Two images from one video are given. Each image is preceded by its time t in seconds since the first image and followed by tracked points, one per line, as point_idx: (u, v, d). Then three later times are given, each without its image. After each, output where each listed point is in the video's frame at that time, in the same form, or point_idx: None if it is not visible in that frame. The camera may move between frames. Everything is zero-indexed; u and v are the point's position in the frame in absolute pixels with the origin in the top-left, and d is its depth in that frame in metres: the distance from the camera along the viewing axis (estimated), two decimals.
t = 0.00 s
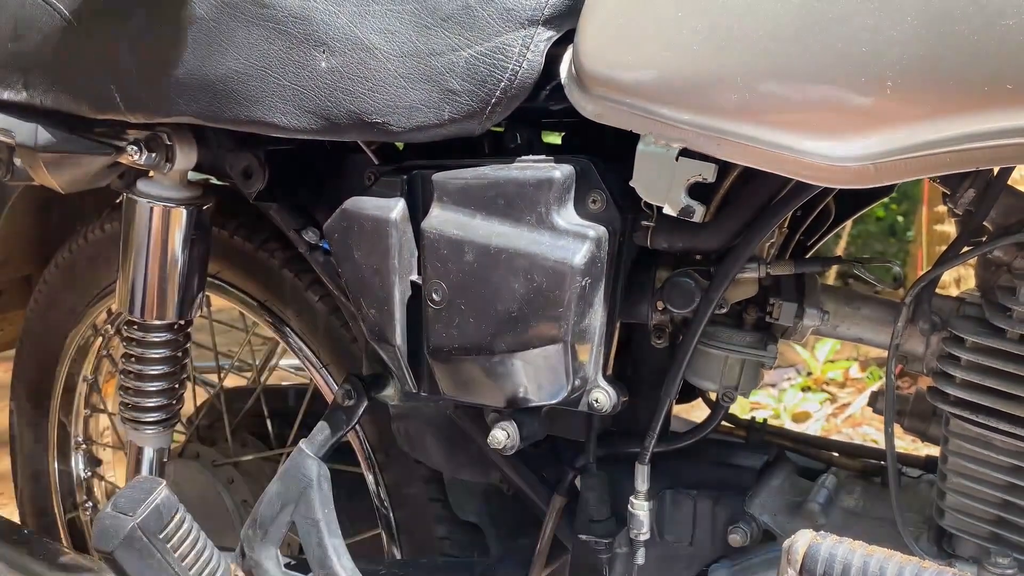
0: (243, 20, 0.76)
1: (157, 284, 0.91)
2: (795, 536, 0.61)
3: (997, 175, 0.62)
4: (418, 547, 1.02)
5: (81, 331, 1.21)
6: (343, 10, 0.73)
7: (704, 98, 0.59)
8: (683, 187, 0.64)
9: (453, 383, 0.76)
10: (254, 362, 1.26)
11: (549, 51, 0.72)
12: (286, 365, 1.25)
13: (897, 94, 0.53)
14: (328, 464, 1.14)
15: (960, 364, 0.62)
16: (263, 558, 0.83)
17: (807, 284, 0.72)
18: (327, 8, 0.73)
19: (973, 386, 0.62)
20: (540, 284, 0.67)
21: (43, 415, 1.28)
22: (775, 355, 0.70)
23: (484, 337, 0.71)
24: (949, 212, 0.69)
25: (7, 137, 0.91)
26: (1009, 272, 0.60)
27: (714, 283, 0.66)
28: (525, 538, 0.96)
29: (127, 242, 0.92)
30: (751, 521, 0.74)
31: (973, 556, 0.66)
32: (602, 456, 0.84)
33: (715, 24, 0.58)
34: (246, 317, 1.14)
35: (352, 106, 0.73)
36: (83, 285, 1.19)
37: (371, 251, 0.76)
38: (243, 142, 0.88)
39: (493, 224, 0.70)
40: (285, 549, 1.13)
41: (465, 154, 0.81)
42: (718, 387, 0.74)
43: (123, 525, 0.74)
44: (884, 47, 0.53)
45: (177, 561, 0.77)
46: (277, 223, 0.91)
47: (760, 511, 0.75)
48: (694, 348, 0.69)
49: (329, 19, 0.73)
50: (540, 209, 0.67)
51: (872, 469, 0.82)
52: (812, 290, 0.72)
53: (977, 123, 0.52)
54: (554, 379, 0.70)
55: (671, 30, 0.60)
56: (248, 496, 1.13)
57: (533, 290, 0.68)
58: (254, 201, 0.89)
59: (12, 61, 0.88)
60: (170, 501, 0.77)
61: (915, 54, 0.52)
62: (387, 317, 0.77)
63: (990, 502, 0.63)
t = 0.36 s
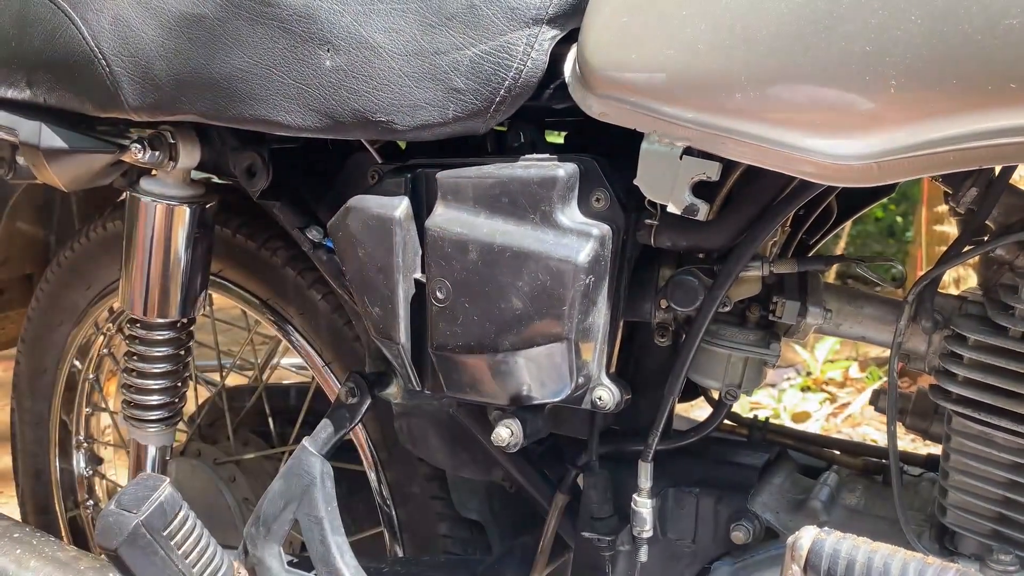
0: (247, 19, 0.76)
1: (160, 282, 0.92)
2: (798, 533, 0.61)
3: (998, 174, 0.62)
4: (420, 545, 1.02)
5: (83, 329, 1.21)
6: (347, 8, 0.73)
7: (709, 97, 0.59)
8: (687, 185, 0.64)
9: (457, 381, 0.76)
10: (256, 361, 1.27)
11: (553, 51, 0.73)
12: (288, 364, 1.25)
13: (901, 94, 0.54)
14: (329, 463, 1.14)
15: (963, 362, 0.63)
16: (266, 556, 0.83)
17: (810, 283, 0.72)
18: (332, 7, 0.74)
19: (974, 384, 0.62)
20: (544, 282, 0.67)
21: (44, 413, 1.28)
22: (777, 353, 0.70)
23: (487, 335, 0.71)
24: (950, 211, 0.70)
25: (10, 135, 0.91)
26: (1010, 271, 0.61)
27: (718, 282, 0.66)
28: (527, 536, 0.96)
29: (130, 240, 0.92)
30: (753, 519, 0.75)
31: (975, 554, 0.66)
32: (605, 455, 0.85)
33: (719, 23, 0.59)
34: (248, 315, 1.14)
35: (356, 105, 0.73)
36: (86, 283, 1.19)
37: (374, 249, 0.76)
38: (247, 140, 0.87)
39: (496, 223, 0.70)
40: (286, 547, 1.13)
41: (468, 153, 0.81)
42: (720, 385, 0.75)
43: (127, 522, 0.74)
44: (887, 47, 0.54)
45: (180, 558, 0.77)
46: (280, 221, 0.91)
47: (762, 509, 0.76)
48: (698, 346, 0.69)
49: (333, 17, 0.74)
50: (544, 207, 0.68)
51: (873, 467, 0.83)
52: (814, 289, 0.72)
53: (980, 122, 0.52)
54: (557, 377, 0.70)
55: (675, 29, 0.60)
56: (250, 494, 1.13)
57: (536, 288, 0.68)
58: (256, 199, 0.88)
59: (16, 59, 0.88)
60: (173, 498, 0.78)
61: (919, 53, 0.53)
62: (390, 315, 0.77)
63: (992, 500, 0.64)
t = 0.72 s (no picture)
0: (245, 17, 0.76)
1: (158, 281, 0.91)
2: (797, 532, 0.61)
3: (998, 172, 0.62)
4: (418, 544, 1.02)
5: (81, 328, 1.20)
6: (345, 6, 0.73)
7: (708, 95, 0.59)
8: (686, 183, 0.64)
9: (455, 380, 0.76)
10: (254, 360, 1.26)
11: (551, 48, 0.72)
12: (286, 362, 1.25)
13: (901, 91, 0.53)
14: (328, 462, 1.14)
15: (963, 361, 0.62)
16: (264, 555, 0.83)
17: (809, 281, 0.72)
18: (329, 4, 0.73)
19: (974, 383, 0.62)
20: (543, 281, 0.67)
21: (42, 412, 1.28)
22: (777, 352, 0.70)
23: (486, 334, 0.71)
24: (949, 208, 0.69)
25: (7, 133, 0.91)
26: (1011, 269, 0.60)
27: (717, 280, 0.66)
28: (525, 536, 0.96)
29: (128, 239, 0.92)
30: (752, 519, 0.74)
31: (975, 553, 0.66)
32: (604, 454, 0.84)
33: (718, 20, 0.58)
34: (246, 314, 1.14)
35: (354, 103, 0.73)
36: (84, 282, 1.19)
37: (373, 248, 0.76)
38: (245, 138, 0.87)
39: (495, 221, 0.70)
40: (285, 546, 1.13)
41: (466, 151, 0.80)
42: (719, 384, 0.75)
43: (124, 522, 0.74)
44: (887, 44, 0.53)
45: (178, 557, 0.77)
46: (277, 220, 0.91)
47: (761, 508, 0.75)
48: (697, 345, 0.69)
49: (331, 15, 0.73)
50: (543, 206, 0.67)
51: (873, 467, 0.83)
52: (813, 287, 0.72)
53: (980, 120, 0.52)
54: (556, 376, 0.70)
55: (674, 27, 0.60)
56: (248, 494, 1.13)
57: (535, 287, 0.68)
58: (254, 197, 0.88)
59: (13, 57, 0.88)
60: (171, 498, 0.77)
61: (919, 51, 0.52)
62: (388, 314, 0.77)
63: (992, 499, 0.64)
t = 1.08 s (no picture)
0: (241, 17, 0.76)
1: (155, 281, 0.91)
2: (792, 531, 0.61)
3: (994, 171, 0.62)
4: (416, 544, 1.02)
5: (79, 328, 1.21)
6: (341, 6, 0.73)
7: (703, 94, 0.59)
8: (682, 182, 0.64)
9: (451, 379, 0.76)
10: (252, 360, 1.26)
11: (548, 48, 0.72)
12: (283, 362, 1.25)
13: (896, 91, 0.53)
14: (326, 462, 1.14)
15: (959, 360, 0.62)
16: (261, 555, 0.83)
17: (805, 281, 0.72)
18: (326, 4, 0.73)
19: (970, 383, 0.62)
20: (539, 280, 0.67)
21: (40, 413, 1.28)
22: (773, 351, 0.70)
23: (482, 334, 0.71)
24: (946, 208, 0.69)
25: (5, 133, 0.91)
26: (1006, 268, 0.60)
27: (713, 280, 0.66)
28: (523, 535, 0.96)
29: (125, 239, 0.92)
30: (749, 518, 0.74)
31: (971, 553, 0.65)
32: (601, 453, 0.84)
33: (713, 19, 0.58)
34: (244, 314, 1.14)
35: (351, 102, 0.73)
36: (82, 282, 1.19)
37: (370, 247, 0.76)
38: (241, 138, 0.87)
39: (491, 221, 0.70)
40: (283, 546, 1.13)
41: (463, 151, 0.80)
42: (716, 383, 0.75)
43: (121, 522, 0.74)
44: (882, 43, 0.53)
45: (176, 557, 0.77)
46: (275, 220, 0.91)
47: (758, 508, 0.76)
48: (693, 345, 0.69)
49: (327, 15, 0.73)
50: (539, 206, 0.67)
51: (869, 466, 0.83)
52: (810, 286, 0.72)
53: (975, 118, 0.52)
54: (553, 375, 0.70)
55: (670, 26, 0.60)
56: (246, 494, 1.13)
57: (531, 287, 0.68)
58: (252, 197, 0.88)
59: (10, 58, 0.88)
60: (168, 497, 0.77)
61: (914, 50, 0.52)
62: (385, 314, 0.77)
63: (988, 498, 0.63)
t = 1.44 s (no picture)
0: (239, 23, 0.76)
1: (153, 285, 0.92)
2: (786, 537, 0.61)
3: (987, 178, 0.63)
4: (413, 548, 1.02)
5: (78, 332, 1.21)
6: (338, 12, 0.73)
7: (697, 102, 0.59)
8: (677, 189, 0.64)
9: (448, 384, 0.76)
10: (251, 363, 1.26)
11: (543, 54, 0.73)
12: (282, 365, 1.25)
13: (888, 99, 0.54)
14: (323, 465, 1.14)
15: (952, 366, 0.63)
16: (258, 559, 0.83)
17: (800, 287, 0.72)
18: (322, 11, 0.74)
19: (964, 388, 0.62)
20: (535, 286, 0.67)
21: (38, 416, 1.28)
22: (768, 357, 0.70)
23: (478, 339, 0.71)
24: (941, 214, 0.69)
25: (3, 138, 0.91)
26: (1000, 274, 0.61)
27: (708, 286, 0.66)
28: (520, 539, 0.96)
29: (123, 243, 0.92)
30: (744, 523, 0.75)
31: (964, 557, 0.66)
32: (598, 458, 0.84)
33: (707, 27, 0.59)
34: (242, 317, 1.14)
35: (348, 109, 0.73)
36: (80, 286, 1.19)
37: (367, 253, 0.76)
38: (239, 143, 0.87)
39: (487, 227, 0.70)
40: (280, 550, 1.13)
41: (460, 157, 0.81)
42: (711, 388, 0.75)
43: (119, 526, 0.74)
44: (875, 51, 0.54)
45: (173, 561, 0.77)
46: (272, 225, 0.91)
47: (753, 512, 0.76)
48: (689, 350, 0.69)
49: (324, 21, 0.73)
50: (535, 211, 0.68)
51: (865, 471, 0.83)
52: (805, 292, 0.72)
53: (967, 127, 0.52)
54: (549, 380, 0.70)
55: (665, 34, 0.60)
56: (244, 497, 1.13)
57: (527, 293, 0.68)
58: (248, 203, 0.89)
59: (9, 63, 0.88)
60: (166, 502, 0.78)
61: (906, 59, 0.53)
62: (382, 319, 0.77)
63: (981, 503, 0.64)
